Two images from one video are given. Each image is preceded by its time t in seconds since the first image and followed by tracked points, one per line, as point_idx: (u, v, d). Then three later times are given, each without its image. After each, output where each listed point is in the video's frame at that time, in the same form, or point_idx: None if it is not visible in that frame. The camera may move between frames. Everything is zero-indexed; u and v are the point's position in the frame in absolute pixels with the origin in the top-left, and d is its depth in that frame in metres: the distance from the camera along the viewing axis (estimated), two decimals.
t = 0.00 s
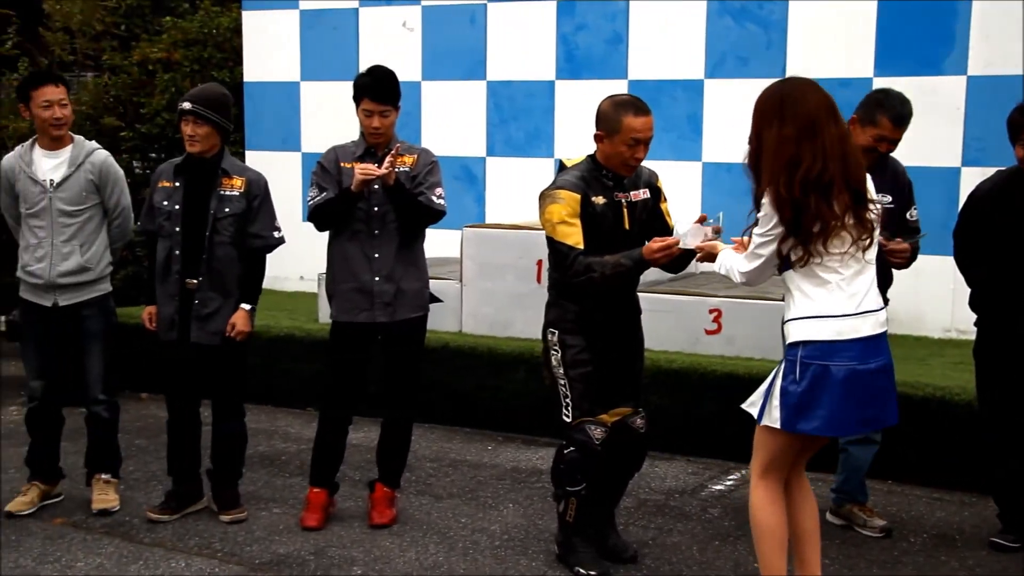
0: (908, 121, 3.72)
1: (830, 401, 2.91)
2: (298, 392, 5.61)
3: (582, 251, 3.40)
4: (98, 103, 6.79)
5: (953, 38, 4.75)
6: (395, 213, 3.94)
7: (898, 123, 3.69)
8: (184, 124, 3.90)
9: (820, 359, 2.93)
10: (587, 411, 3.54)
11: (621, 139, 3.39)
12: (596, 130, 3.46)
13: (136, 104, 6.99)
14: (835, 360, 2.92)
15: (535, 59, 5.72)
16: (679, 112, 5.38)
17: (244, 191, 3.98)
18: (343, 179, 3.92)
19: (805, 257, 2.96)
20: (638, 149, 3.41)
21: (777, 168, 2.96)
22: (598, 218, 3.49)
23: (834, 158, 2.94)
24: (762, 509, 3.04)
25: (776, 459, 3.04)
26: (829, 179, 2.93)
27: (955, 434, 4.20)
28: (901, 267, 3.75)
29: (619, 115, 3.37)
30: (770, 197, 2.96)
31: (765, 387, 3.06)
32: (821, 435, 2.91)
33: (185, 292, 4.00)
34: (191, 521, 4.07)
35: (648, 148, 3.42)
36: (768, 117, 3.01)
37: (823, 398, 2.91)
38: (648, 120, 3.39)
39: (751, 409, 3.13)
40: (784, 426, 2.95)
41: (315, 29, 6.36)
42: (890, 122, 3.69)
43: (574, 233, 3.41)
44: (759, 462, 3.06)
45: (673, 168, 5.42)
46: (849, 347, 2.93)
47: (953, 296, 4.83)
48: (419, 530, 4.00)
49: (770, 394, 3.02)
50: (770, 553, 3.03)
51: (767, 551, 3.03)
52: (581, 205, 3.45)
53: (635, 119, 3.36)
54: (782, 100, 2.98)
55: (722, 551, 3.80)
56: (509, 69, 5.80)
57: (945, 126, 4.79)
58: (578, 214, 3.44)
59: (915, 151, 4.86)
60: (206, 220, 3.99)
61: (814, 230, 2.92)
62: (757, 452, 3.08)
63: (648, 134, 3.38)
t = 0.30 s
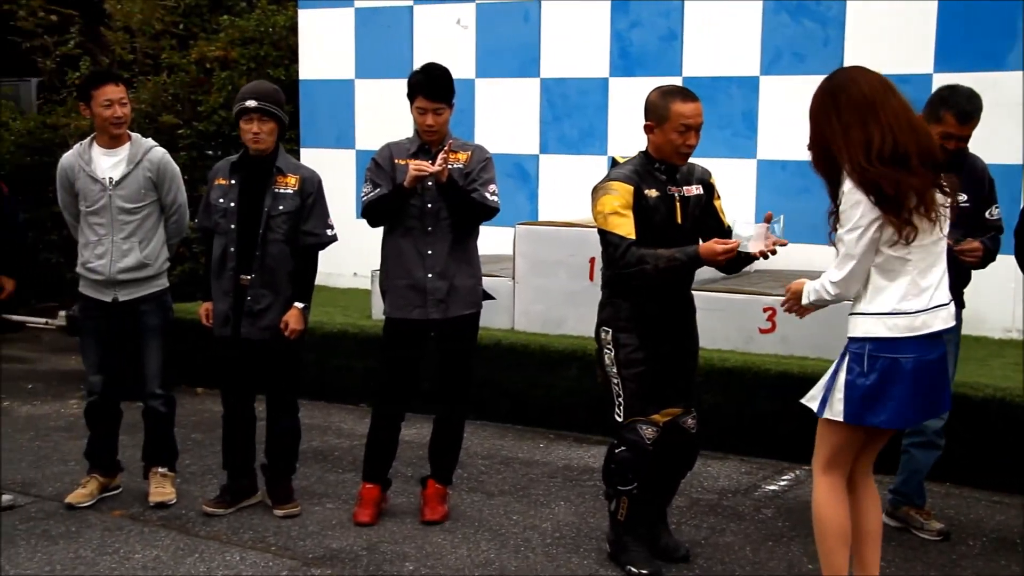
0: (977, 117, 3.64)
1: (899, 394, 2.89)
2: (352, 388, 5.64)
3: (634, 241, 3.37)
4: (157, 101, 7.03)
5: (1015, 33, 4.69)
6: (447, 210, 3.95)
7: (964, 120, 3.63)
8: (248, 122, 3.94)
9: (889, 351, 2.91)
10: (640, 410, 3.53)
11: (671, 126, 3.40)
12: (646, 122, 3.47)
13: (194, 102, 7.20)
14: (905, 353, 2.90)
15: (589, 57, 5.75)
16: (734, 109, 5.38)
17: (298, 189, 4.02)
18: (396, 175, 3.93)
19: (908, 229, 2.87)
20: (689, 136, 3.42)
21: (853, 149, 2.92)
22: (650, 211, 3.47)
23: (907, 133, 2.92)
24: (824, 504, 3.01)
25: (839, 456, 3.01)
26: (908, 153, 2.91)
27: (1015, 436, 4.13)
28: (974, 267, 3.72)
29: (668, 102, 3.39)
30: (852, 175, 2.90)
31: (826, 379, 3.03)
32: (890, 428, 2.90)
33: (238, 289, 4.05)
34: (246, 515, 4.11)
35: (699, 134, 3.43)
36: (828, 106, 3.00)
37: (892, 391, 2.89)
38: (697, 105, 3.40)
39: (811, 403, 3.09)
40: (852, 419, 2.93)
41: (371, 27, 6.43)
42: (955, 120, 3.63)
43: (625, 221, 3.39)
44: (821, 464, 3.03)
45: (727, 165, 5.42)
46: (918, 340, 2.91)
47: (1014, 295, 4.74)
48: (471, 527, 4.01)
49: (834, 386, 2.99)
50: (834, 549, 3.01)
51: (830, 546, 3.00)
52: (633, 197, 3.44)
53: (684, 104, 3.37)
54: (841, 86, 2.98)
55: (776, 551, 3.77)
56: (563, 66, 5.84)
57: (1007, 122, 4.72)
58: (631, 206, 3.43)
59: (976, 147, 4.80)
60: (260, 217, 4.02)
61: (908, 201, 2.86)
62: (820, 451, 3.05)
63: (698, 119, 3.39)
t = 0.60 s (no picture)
0: None
1: (958, 386, 2.86)
2: (402, 384, 5.67)
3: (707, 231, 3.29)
4: (212, 100, 7.33)
5: None
6: (500, 207, 3.94)
7: None
8: (314, 121, 3.96)
9: (948, 343, 2.87)
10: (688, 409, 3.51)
11: (731, 125, 3.36)
12: (704, 119, 3.44)
13: (248, 100, 7.39)
14: (964, 345, 2.87)
15: (643, 54, 5.80)
16: (787, 106, 5.42)
17: (348, 184, 4.06)
18: (449, 173, 3.95)
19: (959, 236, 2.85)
20: (748, 135, 3.38)
21: (934, 142, 2.84)
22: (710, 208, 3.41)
23: (991, 138, 2.86)
24: (902, 509, 2.95)
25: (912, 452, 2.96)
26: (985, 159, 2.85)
27: None
28: None
29: (728, 101, 3.34)
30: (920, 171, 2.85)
31: (884, 378, 3.00)
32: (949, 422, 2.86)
33: (299, 286, 4.06)
34: (298, 511, 4.14)
35: (757, 134, 3.39)
36: (921, 87, 2.89)
37: (952, 383, 2.86)
38: (757, 104, 3.36)
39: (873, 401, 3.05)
40: (911, 412, 2.89)
41: (422, 24, 6.47)
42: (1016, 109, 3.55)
43: (694, 214, 3.31)
44: (892, 460, 2.97)
45: (780, 162, 5.46)
46: (976, 332, 2.88)
47: None
48: (521, 524, 4.01)
49: (892, 381, 2.96)
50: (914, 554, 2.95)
51: (911, 552, 2.94)
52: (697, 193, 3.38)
53: (745, 103, 3.33)
54: (942, 71, 2.87)
55: (829, 551, 3.73)
56: (615, 63, 5.89)
57: None
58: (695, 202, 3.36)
59: None
60: (315, 215, 4.05)
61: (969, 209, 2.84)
62: (888, 448, 2.99)
63: (758, 118, 3.34)
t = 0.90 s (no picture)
0: None
1: (977, 390, 2.81)
2: (416, 383, 5.67)
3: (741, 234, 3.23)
4: (228, 98, 7.54)
5: None
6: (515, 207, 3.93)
7: None
8: (334, 122, 3.96)
9: (966, 346, 2.83)
10: (701, 408, 3.50)
11: (762, 136, 3.31)
12: (736, 124, 3.38)
13: (264, 99, 7.54)
14: (982, 348, 2.81)
15: (659, 53, 5.79)
16: (804, 105, 5.41)
17: (364, 183, 4.08)
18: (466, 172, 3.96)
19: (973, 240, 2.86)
20: (776, 147, 3.34)
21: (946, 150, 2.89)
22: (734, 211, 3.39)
23: (1006, 144, 2.88)
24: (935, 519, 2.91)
25: (941, 459, 2.92)
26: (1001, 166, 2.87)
27: None
28: None
29: (762, 113, 3.29)
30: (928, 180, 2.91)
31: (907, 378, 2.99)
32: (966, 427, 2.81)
33: (315, 285, 4.06)
34: (312, 508, 4.15)
35: (785, 144, 3.35)
36: (931, 102, 2.97)
37: (969, 387, 2.81)
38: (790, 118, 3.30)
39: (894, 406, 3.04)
40: (928, 417, 2.86)
41: (438, 23, 6.47)
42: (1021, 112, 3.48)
43: (724, 217, 3.25)
44: (921, 470, 2.93)
45: (796, 161, 5.44)
46: (995, 333, 2.82)
47: None
48: (534, 522, 4.00)
49: (912, 385, 2.94)
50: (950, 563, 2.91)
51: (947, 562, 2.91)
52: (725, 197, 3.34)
53: (778, 117, 3.27)
54: (951, 83, 2.94)
55: (843, 551, 3.71)
56: (631, 61, 5.89)
57: None
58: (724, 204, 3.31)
59: None
60: (331, 215, 4.05)
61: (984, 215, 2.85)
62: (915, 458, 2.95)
63: (790, 133, 3.30)
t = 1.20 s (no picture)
0: (1015, 108, 3.47)
1: (1010, 421, 2.74)
2: (421, 381, 5.68)
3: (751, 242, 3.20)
4: (234, 97, 7.48)
5: None
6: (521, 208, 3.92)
7: (1002, 113, 3.46)
8: (337, 120, 3.95)
9: (993, 376, 2.76)
10: (706, 407, 3.50)
11: (779, 169, 3.31)
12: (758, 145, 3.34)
13: (269, 98, 7.54)
14: (1010, 376, 2.74)
15: (664, 51, 5.80)
16: (810, 103, 5.40)
17: (368, 183, 4.07)
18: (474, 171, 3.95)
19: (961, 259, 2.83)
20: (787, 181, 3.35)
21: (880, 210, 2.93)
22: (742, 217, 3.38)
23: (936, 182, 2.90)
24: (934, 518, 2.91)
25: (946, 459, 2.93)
26: (956, 193, 2.89)
27: None
28: None
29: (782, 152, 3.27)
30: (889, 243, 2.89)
31: (931, 402, 2.92)
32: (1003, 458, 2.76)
33: (317, 283, 4.06)
34: (316, 507, 4.15)
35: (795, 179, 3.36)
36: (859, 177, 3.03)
37: (1001, 417, 2.74)
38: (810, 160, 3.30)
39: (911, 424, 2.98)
40: (962, 449, 2.81)
41: (444, 23, 6.48)
42: (993, 115, 3.47)
43: (736, 227, 3.23)
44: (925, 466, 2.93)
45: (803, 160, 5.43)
46: None
47: None
48: (539, 521, 4.00)
49: (939, 416, 2.88)
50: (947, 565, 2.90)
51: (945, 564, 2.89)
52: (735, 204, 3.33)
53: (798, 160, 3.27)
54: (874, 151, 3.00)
55: (848, 551, 3.71)
56: (635, 60, 5.90)
57: None
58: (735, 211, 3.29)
59: None
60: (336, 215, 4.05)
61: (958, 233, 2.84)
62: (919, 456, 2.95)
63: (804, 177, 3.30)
